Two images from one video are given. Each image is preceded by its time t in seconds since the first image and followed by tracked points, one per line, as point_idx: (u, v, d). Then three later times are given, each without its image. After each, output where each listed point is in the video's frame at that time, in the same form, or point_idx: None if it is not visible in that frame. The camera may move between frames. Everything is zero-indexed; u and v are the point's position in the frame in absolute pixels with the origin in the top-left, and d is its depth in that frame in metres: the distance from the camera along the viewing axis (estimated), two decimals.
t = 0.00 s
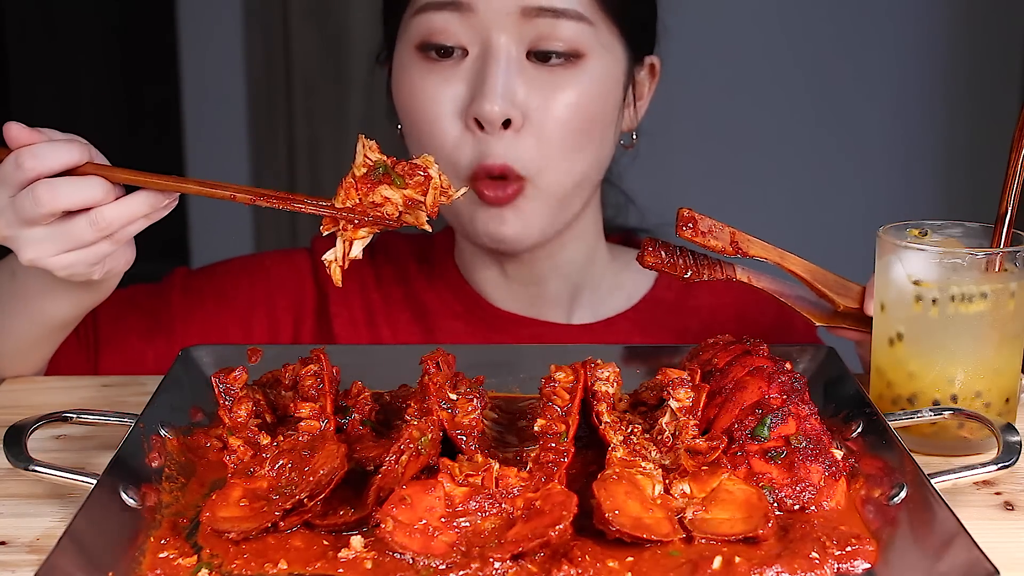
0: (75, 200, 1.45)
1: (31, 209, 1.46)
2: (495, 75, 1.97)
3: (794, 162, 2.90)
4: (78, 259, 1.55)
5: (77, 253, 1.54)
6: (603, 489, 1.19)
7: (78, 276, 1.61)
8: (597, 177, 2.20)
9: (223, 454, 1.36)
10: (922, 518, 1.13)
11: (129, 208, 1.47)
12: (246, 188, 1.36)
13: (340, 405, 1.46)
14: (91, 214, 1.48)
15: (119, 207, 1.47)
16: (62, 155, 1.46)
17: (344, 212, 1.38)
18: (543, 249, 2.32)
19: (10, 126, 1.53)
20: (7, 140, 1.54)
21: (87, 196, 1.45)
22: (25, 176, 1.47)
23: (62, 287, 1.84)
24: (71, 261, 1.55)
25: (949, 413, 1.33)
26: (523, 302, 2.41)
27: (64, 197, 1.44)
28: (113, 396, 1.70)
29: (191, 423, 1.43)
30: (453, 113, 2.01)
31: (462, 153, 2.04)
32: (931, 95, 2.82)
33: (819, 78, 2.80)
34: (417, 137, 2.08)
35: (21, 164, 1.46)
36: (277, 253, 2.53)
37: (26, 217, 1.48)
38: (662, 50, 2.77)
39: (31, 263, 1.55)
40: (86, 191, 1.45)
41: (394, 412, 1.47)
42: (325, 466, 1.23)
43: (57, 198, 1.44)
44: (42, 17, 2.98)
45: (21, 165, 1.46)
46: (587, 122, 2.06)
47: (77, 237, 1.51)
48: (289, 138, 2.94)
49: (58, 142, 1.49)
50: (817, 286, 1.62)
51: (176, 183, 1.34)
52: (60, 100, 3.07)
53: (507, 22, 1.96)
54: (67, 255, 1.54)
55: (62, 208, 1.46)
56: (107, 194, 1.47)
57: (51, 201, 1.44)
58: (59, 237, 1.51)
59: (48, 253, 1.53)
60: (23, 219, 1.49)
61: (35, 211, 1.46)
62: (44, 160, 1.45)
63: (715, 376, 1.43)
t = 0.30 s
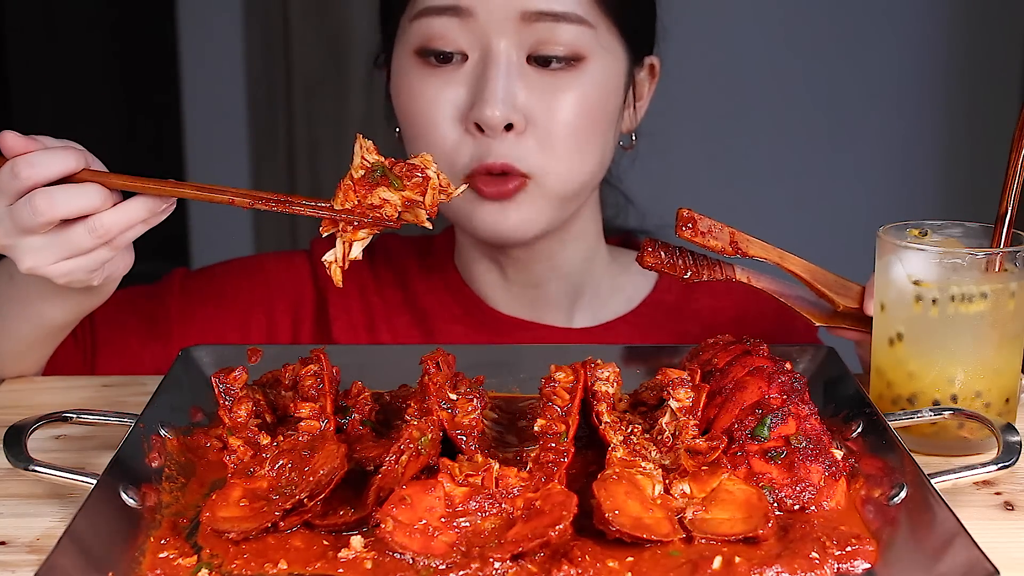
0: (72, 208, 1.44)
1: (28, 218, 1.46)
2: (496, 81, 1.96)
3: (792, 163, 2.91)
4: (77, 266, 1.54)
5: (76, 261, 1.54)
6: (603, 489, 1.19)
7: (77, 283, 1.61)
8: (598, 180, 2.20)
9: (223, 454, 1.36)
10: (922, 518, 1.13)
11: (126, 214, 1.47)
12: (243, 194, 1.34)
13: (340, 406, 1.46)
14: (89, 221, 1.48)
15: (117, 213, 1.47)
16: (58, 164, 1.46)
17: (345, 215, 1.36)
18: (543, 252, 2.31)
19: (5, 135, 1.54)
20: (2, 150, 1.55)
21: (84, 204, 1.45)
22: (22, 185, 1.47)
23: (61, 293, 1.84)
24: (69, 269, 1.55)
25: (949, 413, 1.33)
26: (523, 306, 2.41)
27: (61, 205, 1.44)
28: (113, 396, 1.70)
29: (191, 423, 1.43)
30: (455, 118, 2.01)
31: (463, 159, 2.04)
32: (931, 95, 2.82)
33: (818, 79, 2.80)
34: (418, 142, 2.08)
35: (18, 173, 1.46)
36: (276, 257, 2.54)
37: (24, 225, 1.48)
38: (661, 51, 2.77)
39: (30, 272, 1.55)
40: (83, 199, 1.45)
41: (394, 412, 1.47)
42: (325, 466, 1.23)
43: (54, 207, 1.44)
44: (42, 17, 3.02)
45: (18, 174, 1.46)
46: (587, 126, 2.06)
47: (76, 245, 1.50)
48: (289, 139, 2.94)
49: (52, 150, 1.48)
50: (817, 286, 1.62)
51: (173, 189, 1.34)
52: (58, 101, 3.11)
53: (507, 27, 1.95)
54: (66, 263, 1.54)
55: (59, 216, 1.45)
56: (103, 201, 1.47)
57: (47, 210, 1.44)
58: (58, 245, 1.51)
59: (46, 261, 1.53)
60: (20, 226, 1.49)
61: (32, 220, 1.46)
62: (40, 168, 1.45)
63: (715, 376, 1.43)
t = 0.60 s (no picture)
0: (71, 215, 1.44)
1: (27, 225, 1.46)
2: (495, 85, 1.96)
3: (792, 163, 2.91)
4: (77, 272, 1.54)
5: (76, 267, 1.54)
6: (603, 489, 1.19)
7: (77, 288, 1.61)
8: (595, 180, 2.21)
9: (223, 454, 1.36)
10: (923, 518, 1.13)
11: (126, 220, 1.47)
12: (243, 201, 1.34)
13: (340, 406, 1.46)
14: (88, 228, 1.48)
15: (117, 220, 1.47)
16: (57, 171, 1.45)
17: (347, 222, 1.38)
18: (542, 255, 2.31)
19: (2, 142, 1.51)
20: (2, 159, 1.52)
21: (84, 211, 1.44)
22: (21, 194, 1.46)
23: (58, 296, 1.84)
24: (70, 275, 1.55)
25: (950, 413, 1.33)
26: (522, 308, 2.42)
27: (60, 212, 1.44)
28: (113, 396, 1.70)
29: (191, 423, 1.43)
30: (453, 122, 2.01)
31: (461, 163, 2.03)
32: (931, 95, 2.82)
33: (818, 79, 2.80)
34: (417, 147, 2.07)
35: (16, 183, 1.45)
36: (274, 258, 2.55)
37: (24, 233, 1.48)
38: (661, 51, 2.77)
39: (30, 278, 1.55)
40: (83, 207, 1.44)
41: (394, 412, 1.47)
42: (325, 466, 1.23)
43: (55, 214, 1.44)
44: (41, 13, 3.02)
45: (17, 182, 1.46)
46: (585, 128, 2.06)
47: (75, 252, 1.51)
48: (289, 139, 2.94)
49: (50, 157, 1.48)
50: (818, 286, 1.62)
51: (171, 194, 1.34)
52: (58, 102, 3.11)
53: (506, 30, 1.94)
54: (66, 269, 1.54)
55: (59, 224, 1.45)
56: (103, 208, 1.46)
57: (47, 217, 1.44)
58: (58, 252, 1.51)
59: (46, 268, 1.53)
60: (20, 234, 1.49)
61: (32, 228, 1.46)
62: (39, 176, 1.45)
63: (716, 376, 1.43)
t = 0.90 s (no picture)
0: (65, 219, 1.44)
1: (21, 230, 1.46)
2: (491, 86, 1.96)
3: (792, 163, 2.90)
4: (72, 276, 1.54)
5: (71, 271, 1.54)
6: (603, 489, 1.19)
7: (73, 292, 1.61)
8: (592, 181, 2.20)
9: (223, 454, 1.36)
10: (923, 518, 1.13)
11: (118, 222, 1.46)
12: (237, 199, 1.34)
13: (340, 405, 1.46)
14: (82, 231, 1.48)
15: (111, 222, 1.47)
16: (48, 175, 1.45)
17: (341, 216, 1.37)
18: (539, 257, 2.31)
19: None
20: None
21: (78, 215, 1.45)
22: (14, 199, 1.46)
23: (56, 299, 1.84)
24: (65, 279, 1.55)
25: (950, 413, 1.33)
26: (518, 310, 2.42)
27: (54, 215, 1.44)
28: (113, 396, 1.70)
29: (191, 423, 1.43)
30: (448, 122, 2.01)
31: (457, 163, 2.03)
32: (931, 95, 2.82)
33: (819, 79, 2.80)
34: (412, 147, 2.07)
35: (9, 188, 1.45)
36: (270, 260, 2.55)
37: (18, 238, 1.48)
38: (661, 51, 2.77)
39: (25, 284, 1.55)
40: (77, 210, 1.45)
41: (394, 412, 1.47)
42: (325, 466, 1.23)
43: (49, 218, 1.44)
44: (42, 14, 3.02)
45: (9, 188, 1.46)
46: (581, 128, 2.06)
47: (70, 255, 1.51)
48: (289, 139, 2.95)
49: (42, 161, 1.48)
50: (818, 286, 1.62)
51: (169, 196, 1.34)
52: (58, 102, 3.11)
53: (501, 30, 1.94)
54: (61, 274, 1.54)
55: (53, 227, 1.45)
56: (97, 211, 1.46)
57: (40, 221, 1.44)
58: (52, 256, 1.51)
59: (41, 273, 1.53)
60: (14, 239, 1.49)
61: (26, 232, 1.46)
62: (30, 181, 1.45)
63: (715, 376, 1.43)
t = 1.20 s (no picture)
0: (62, 214, 1.44)
1: (18, 226, 1.46)
2: (488, 86, 1.97)
3: (792, 163, 2.91)
4: (69, 273, 1.54)
5: (68, 268, 1.54)
6: (603, 489, 1.19)
7: (70, 289, 1.61)
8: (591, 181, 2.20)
9: (223, 454, 1.36)
10: (922, 518, 1.13)
11: (115, 219, 1.47)
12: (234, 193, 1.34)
13: (340, 405, 1.46)
14: (79, 228, 1.48)
15: (108, 219, 1.47)
16: (46, 171, 1.46)
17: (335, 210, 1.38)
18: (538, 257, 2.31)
19: None
20: None
21: (74, 211, 1.44)
22: (10, 196, 1.46)
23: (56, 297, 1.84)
24: (62, 276, 1.55)
25: (950, 413, 1.33)
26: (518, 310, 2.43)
27: (50, 211, 1.44)
28: (113, 396, 1.70)
29: (190, 423, 1.43)
30: (445, 122, 2.01)
31: (454, 163, 2.04)
32: (930, 95, 2.82)
33: (818, 79, 2.80)
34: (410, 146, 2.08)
35: (5, 184, 1.45)
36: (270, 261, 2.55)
37: (15, 234, 1.48)
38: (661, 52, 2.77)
39: (22, 280, 1.55)
40: (74, 206, 1.44)
41: (394, 412, 1.47)
42: (325, 466, 1.23)
43: (45, 214, 1.44)
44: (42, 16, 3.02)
45: (5, 184, 1.46)
46: (579, 128, 2.06)
47: (66, 252, 1.50)
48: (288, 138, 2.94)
49: (38, 158, 1.48)
50: (818, 286, 1.62)
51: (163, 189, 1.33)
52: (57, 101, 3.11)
53: (497, 30, 1.95)
54: (58, 270, 1.54)
55: (50, 223, 1.45)
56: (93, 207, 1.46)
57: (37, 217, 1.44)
58: (49, 253, 1.51)
59: (38, 270, 1.53)
60: (12, 236, 1.49)
61: (23, 228, 1.46)
62: (28, 177, 1.45)
63: (715, 376, 1.43)
